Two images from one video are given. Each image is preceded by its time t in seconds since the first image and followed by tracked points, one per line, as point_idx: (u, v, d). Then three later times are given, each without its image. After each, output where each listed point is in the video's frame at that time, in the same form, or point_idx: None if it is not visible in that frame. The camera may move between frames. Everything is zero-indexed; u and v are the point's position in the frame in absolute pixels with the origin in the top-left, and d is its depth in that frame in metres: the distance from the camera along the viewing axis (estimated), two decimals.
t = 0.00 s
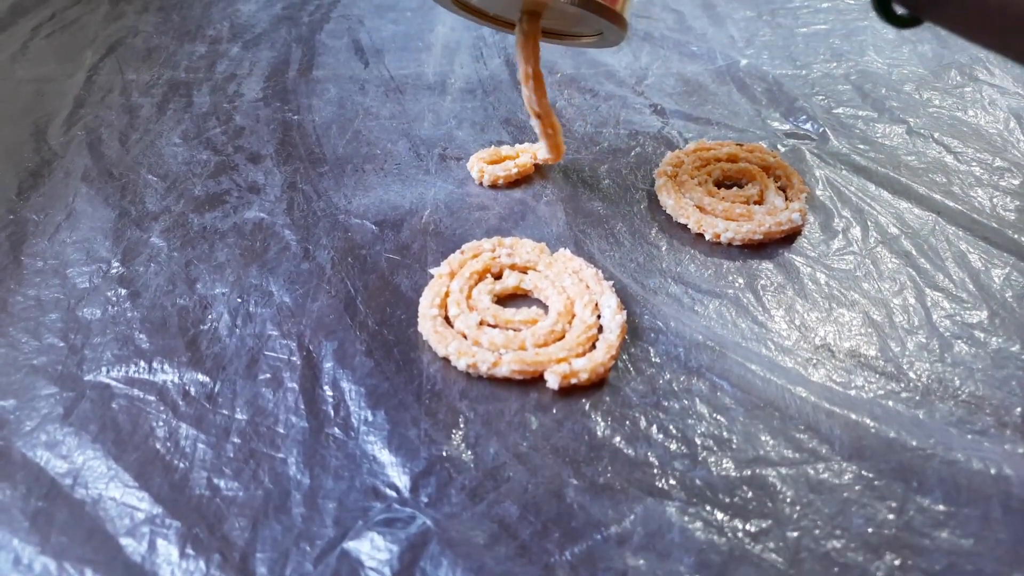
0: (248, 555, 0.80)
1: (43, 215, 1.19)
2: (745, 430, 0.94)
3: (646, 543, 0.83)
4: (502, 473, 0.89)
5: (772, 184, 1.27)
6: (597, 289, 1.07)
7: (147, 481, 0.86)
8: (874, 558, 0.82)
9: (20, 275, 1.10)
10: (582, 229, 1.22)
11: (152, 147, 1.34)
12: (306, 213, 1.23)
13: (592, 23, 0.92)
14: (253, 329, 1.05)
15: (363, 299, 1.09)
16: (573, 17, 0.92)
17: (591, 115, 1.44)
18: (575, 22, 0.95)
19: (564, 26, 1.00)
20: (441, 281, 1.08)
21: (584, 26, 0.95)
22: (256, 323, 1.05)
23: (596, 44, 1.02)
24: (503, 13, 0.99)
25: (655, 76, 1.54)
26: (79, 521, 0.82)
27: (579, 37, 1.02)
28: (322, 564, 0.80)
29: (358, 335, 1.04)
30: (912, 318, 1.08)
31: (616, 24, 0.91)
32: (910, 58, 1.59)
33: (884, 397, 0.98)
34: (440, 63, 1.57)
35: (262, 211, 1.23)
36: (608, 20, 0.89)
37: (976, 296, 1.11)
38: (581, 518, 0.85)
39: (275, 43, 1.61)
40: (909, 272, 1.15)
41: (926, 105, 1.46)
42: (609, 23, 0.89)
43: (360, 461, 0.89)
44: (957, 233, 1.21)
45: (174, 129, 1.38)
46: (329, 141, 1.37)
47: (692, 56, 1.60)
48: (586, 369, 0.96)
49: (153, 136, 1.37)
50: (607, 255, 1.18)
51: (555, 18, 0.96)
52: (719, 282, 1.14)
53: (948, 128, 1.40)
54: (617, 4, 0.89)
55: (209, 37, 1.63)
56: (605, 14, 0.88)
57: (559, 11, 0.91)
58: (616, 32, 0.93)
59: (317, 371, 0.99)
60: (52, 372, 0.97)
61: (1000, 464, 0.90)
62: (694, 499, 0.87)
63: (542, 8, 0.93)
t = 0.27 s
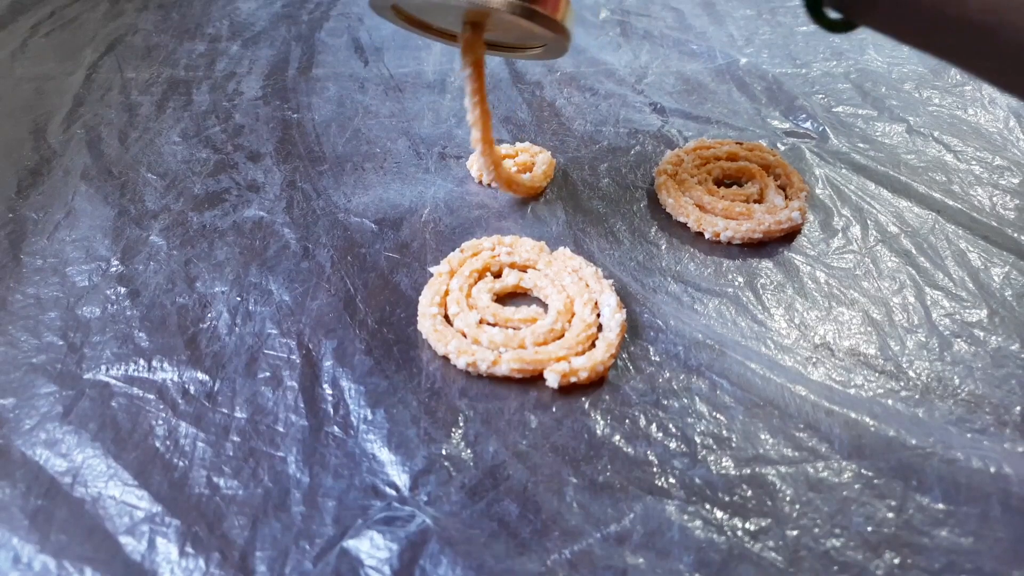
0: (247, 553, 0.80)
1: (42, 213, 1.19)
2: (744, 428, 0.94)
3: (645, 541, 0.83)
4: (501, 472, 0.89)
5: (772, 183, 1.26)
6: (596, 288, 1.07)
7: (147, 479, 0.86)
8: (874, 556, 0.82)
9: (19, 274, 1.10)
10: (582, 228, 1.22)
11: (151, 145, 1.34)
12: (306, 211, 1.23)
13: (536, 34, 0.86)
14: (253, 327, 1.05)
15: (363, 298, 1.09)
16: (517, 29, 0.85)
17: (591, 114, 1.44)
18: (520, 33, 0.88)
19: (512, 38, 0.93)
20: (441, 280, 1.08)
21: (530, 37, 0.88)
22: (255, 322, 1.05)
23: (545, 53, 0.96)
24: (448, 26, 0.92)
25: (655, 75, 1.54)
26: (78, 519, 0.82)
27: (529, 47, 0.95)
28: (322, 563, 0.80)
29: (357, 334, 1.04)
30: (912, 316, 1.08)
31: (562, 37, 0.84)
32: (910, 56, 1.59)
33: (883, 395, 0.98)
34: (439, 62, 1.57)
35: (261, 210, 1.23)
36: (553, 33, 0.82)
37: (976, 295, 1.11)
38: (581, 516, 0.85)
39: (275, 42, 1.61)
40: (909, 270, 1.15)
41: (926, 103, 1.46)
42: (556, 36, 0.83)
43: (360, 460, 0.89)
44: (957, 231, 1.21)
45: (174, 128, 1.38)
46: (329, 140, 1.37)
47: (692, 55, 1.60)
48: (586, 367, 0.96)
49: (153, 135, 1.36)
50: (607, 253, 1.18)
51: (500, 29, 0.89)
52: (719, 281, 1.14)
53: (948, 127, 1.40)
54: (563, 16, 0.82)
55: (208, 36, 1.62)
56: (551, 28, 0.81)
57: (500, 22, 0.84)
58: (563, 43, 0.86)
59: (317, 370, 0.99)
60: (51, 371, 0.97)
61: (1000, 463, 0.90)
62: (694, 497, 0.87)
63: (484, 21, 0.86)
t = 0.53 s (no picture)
0: (249, 553, 0.80)
1: (43, 213, 1.19)
2: (746, 428, 0.94)
3: (647, 541, 0.83)
4: (503, 472, 0.89)
5: (773, 183, 1.26)
6: (597, 287, 1.07)
7: (148, 479, 0.86)
8: (875, 556, 0.82)
9: (21, 274, 1.10)
10: (583, 227, 1.22)
11: (152, 145, 1.34)
12: (307, 211, 1.23)
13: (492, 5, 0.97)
14: (254, 327, 1.05)
15: (364, 297, 1.09)
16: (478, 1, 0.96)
17: (592, 114, 1.44)
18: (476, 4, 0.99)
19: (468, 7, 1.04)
20: (441, 279, 1.08)
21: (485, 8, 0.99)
22: (256, 322, 1.05)
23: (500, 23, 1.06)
24: None
25: (656, 74, 1.54)
26: (80, 519, 0.82)
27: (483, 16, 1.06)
28: (323, 562, 0.80)
29: (358, 334, 1.04)
30: (913, 316, 1.08)
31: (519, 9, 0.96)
32: (911, 56, 1.59)
33: (885, 395, 0.98)
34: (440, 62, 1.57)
35: (262, 210, 1.23)
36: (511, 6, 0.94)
37: (977, 294, 1.11)
38: (582, 516, 0.85)
39: (276, 41, 1.61)
40: (910, 270, 1.15)
41: (928, 103, 1.45)
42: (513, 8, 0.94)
43: (361, 460, 0.89)
44: (958, 231, 1.21)
45: (175, 128, 1.38)
46: (330, 140, 1.37)
47: (693, 54, 1.60)
48: (587, 367, 0.96)
49: (154, 134, 1.36)
50: (608, 253, 1.18)
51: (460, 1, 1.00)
52: (720, 281, 1.14)
53: (949, 126, 1.40)
54: None
55: (209, 36, 1.62)
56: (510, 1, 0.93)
57: None
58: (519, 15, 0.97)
59: (318, 370, 0.99)
60: (53, 371, 0.97)
61: (1001, 463, 0.90)
62: (695, 497, 0.87)
63: None
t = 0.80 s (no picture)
0: (248, 555, 0.80)
1: (43, 214, 1.19)
2: (746, 430, 0.94)
3: (647, 543, 0.83)
4: (502, 473, 0.89)
5: (773, 184, 1.26)
6: (597, 288, 1.07)
7: (148, 480, 0.86)
8: (875, 558, 0.82)
9: (21, 275, 1.10)
10: (583, 228, 1.22)
11: (152, 146, 1.34)
12: (307, 212, 1.23)
13: None
14: (254, 328, 1.05)
15: (364, 299, 1.09)
16: None
17: (592, 115, 1.44)
18: None
19: None
20: (441, 280, 1.08)
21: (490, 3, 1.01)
22: (256, 323, 1.05)
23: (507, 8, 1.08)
24: None
25: (656, 76, 1.55)
26: (79, 520, 0.82)
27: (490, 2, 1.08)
28: (323, 564, 0.79)
29: (358, 335, 1.04)
30: (913, 317, 1.08)
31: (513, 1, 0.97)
32: (911, 58, 1.59)
33: (885, 397, 0.98)
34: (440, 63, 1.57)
35: (262, 211, 1.23)
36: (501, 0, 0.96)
37: (977, 296, 1.11)
38: (582, 517, 0.85)
39: (275, 43, 1.61)
40: (910, 271, 1.15)
41: (927, 104, 1.46)
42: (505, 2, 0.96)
43: (361, 461, 0.89)
44: (958, 232, 1.21)
45: (175, 129, 1.38)
46: (330, 141, 1.37)
47: (692, 56, 1.60)
48: (586, 368, 0.96)
49: (154, 136, 1.37)
50: (607, 254, 1.18)
51: None
52: (719, 282, 1.14)
53: (948, 128, 1.40)
54: None
55: (209, 37, 1.63)
56: None
57: None
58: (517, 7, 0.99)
59: (318, 371, 0.99)
60: (52, 372, 0.97)
61: (1001, 464, 0.90)
62: (695, 499, 0.87)
63: None
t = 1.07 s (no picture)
0: (249, 552, 0.80)
1: (43, 211, 1.19)
2: (747, 427, 0.94)
3: (648, 540, 0.82)
4: (504, 470, 0.88)
5: (774, 181, 1.26)
6: (598, 285, 1.07)
7: (148, 477, 0.86)
8: (877, 555, 0.82)
9: (21, 272, 1.09)
10: (584, 225, 1.22)
11: (152, 142, 1.34)
12: (307, 209, 1.23)
13: None
14: (254, 325, 1.04)
15: (364, 296, 1.09)
16: None
17: (593, 112, 1.43)
18: None
19: None
20: (442, 277, 1.08)
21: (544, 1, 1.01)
22: (257, 320, 1.05)
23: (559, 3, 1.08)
24: None
25: (657, 72, 1.54)
26: (80, 517, 0.82)
27: None
28: (324, 561, 0.79)
29: (359, 332, 1.04)
30: (915, 315, 1.08)
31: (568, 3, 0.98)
32: (913, 54, 1.58)
33: (886, 394, 0.98)
34: (441, 59, 1.56)
35: (262, 208, 1.23)
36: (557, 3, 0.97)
37: (979, 293, 1.11)
38: (583, 515, 0.85)
39: (276, 39, 1.61)
40: (912, 268, 1.15)
41: (929, 101, 1.45)
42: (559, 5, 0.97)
43: (362, 458, 0.89)
44: (960, 229, 1.20)
45: (175, 125, 1.38)
46: (330, 138, 1.37)
47: (694, 52, 1.60)
48: (588, 365, 0.96)
49: (154, 132, 1.36)
50: (609, 251, 1.18)
51: None
52: (721, 279, 1.14)
53: (951, 124, 1.40)
54: None
55: (209, 33, 1.62)
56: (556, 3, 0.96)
57: None
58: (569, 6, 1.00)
59: (318, 368, 0.99)
60: (53, 369, 0.97)
61: (1003, 461, 0.90)
62: (697, 496, 0.87)
63: None
